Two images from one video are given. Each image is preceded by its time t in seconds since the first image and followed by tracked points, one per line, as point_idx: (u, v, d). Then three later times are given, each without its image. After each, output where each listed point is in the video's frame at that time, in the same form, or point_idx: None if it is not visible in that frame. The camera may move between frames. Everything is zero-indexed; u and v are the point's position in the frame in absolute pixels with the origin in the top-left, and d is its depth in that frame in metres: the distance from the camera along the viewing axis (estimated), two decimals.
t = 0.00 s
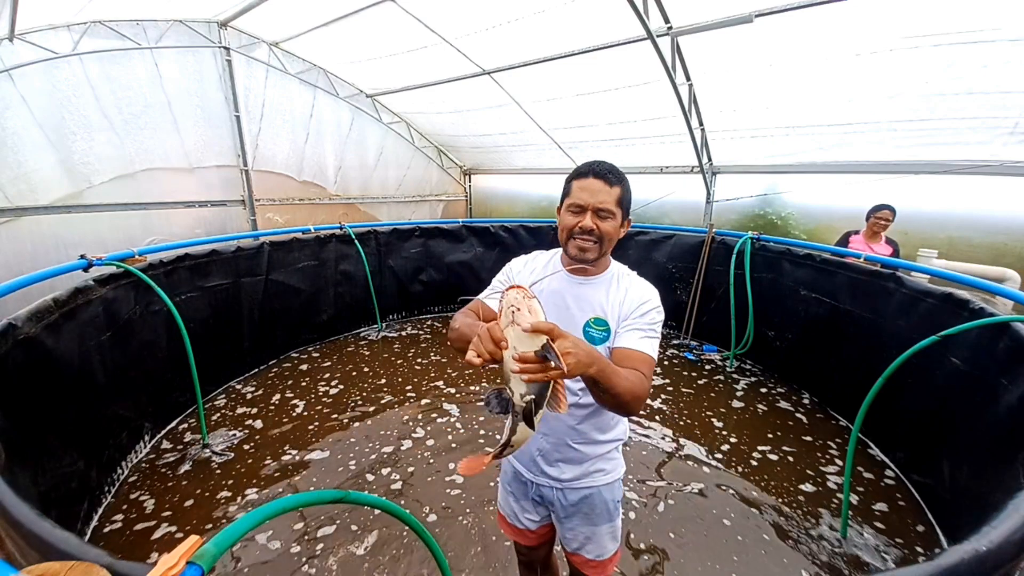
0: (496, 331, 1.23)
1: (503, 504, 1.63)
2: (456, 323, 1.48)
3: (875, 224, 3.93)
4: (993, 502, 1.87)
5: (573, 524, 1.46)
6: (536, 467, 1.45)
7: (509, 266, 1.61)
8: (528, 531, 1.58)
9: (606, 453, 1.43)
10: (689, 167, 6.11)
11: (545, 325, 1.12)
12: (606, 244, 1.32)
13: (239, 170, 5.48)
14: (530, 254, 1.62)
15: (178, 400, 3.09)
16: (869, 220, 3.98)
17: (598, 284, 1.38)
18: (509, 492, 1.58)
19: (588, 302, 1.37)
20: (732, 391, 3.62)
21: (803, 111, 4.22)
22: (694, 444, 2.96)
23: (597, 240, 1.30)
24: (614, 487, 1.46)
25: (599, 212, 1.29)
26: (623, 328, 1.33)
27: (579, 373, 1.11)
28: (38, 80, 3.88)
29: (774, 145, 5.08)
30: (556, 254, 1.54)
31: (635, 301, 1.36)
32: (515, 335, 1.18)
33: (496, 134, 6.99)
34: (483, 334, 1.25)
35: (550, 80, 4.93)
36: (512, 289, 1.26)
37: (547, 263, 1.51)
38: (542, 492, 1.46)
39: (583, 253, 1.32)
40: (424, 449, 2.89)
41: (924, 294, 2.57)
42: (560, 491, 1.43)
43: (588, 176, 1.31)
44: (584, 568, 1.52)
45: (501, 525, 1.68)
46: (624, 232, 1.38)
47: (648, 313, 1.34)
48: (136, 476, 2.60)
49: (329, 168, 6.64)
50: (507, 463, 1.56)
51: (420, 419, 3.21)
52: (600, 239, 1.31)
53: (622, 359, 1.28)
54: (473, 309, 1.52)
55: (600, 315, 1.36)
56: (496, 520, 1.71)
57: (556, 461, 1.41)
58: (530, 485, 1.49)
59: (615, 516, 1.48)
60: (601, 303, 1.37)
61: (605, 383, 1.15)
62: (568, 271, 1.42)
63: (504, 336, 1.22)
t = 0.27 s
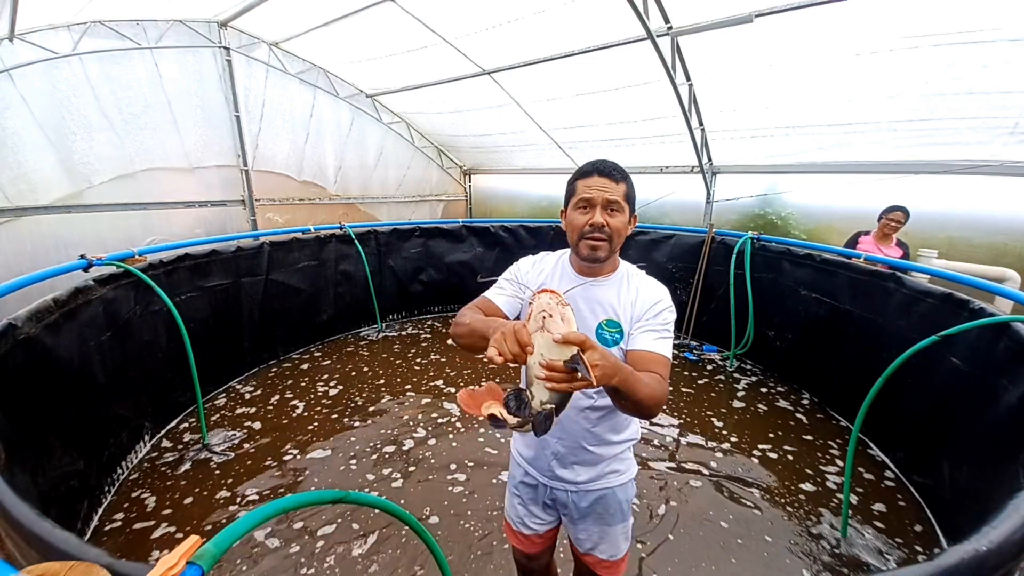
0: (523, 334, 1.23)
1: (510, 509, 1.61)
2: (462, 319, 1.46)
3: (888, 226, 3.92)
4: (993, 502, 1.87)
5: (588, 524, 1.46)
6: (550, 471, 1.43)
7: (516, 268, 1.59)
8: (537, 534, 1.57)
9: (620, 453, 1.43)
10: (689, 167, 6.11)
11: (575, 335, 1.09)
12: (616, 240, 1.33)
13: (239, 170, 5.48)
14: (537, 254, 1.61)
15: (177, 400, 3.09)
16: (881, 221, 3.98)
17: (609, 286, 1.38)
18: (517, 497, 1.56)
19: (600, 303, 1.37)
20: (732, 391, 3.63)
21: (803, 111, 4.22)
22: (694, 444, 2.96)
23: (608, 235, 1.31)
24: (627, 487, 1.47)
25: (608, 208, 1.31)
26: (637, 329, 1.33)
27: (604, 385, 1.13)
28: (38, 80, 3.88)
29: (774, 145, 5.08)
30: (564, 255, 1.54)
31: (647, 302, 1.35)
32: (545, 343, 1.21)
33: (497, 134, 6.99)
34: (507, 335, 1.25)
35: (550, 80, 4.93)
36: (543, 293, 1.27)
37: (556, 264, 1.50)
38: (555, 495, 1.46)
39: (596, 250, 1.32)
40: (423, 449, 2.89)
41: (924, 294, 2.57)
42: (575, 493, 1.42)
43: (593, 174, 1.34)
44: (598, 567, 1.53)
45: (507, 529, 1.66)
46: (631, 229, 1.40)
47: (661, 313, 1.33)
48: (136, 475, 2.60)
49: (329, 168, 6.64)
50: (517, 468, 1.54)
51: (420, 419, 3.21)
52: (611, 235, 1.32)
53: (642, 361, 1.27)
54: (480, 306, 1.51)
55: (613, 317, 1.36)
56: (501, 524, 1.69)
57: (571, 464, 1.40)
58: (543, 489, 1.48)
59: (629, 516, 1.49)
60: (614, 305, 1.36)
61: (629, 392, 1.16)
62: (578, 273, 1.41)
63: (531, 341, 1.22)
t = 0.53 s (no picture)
0: (535, 338, 1.19)
1: (512, 513, 1.59)
2: (464, 317, 1.45)
3: (899, 227, 3.89)
4: (992, 502, 1.87)
5: (594, 526, 1.47)
6: (557, 475, 1.42)
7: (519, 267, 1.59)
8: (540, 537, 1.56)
9: (626, 453, 1.45)
10: (689, 167, 6.11)
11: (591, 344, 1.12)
12: (621, 239, 1.33)
13: (239, 170, 5.47)
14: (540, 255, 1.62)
15: (177, 400, 3.09)
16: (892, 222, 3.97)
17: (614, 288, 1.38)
18: (521, 501, 1.54)
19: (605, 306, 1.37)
20: (732, 391, 3.63)
21: (803, 111, 4.22)
22: (694, 444, 2.96)
23: (613, 233, 1.31)
24: (632, 488, 1.48)
25: (612, 207, 1.31)
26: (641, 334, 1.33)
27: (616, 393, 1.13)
28: (39, 80, 3.88)
29: (774, 145, 5.08)
30: (568, 255, 1.54)
31: (654, 304, 1.35)
32: (558, 349, 1.19)
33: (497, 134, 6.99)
34: (518, 338, 1.21)
35: (550, 80, 4.93)
36: (560, 299, 1.26)
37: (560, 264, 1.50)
38: (562, 499, 1.45)
39: (601, 250, 1.32)
40: (422, 448, 2.89)
41: (924, 294, 2.57)
42: (582, 496, 1.42)
43: (596, 174, 1.34)
44: (603, 567, 1.54)
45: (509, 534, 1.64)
46: (637, 227, 1.40)
47: (668, 314, 1.35)
48: (135, 475, 2.60)
49: (329, 168, 6.64)
50: (521, 472, 1.51)
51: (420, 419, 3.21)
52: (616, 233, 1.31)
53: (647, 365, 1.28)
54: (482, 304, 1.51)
55: (619, 320, 1.36)
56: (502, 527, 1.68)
57: (579, 467, 1.40)
58: (549, 493, 1.46)
59: (634, 516, 1.50)
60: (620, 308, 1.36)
61: (639, 399, 1.16)
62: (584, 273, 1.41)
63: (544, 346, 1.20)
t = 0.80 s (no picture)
0: (531, 334, 1.16)
1: (506, 513, 1.59)
2: (453, 319, 1.43)
3: (904, 227, 3.90)
4: (992, 502, 1.87)
5: (586, 527, 1.47)
6: (549, 477, 1.42)
7: (506, 269, 1.59)
8: (534, 537, 1.57)
9: (619, 455, 1.44)
10: (689, 167, 6.11)
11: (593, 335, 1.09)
12: (610, 242, 1.34)
13: (239, 170, 5.47)
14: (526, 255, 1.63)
15: (177, 400, 3.09)
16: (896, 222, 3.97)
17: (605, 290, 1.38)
18: (514, 502, 1.55)
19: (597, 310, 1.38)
20: (732, 391, 3.62)
21: (803, 111, 4.22)
22: (693, 444, 2.96)
23: (601, 238, 1.31)
24: (625, 489, 1.48)
25: (599, 210, 1.31)
26: (635, 336, 1.34)
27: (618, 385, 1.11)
28: (38, 80, 3.88)
29: (774, 145, 5.08)
30: (558, 256, 1.54)
31: (646, 304, 1.36)
32: (556, 343, 1.18)
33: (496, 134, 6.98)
34: (514, 334, 1.19)
35: (550, 80, 4.93)
36: (555, 291, 1.25)
37: (549, 264, 1.50)
38: (554, 500, 1.45)
39: (589, 254, 1.33)
40: (422, 448, 2.90)
41: (924, 294, 2.57)
42: (574, 498, 1.42)
43: (583, 176, 1.33)
44: (595, 568, 1.54)
45: (503, 534, 1.65)
46: (626, 228, 1.40)
47: (660, 314, 1.35)
48: (136, 475, 2.60)
49: (329, 168, 6.64)
50: (514, 474, 1.52)
51: (420, 419, 3.21)
52: (604, 237, 1.32)
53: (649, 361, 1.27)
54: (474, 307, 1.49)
55: (612, 323, 1.37)
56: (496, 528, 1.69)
57: (571, 469, 1.40)
58: (541, 494, 1.47)
59: (626, 516, 1.50)
60: (612, 310, 1.37)
61: (640, 393, 1.15)
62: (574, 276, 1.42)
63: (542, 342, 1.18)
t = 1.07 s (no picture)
0: (533, 316, 1.12)
1: (500, 523, 1.57)
2: (446, 329, 1.38)
3: (904, 228, 3.90)
4: (992, 502, 1.87)
5: (583, 530, 1.47)
6: (545, 483, 1.42)
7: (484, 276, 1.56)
8: (529, 543, 1.56)
9: (613, 455, 1.46)
10: (689, 167, 6.11)
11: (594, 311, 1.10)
12: (580, 240, 1.36)
13: (239, 171, 5.47)
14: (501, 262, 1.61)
15: (178, 400, 3.09)
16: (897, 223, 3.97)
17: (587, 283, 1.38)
18: (508, 511, 1.52)
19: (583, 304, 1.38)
20: (732, 391, 3.62)
21: (803, 111, 4.22)
22: (693, 444, 2.96)
23: (571, 236, 1.34)
24: (620, 489, 1.49)
25: (566, 210, 1.32)
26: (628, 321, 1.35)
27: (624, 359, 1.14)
28: (38, 80, 3.88)
29: (774, 145, 5.08)
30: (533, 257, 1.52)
31: (627, 290, 1.39)
32: (557, 323, 1.16)
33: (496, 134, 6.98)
34: (514, 320, 1.15)
35: (550, 80, 4.93)
36: (550, 269, 1.24)
37: (527, 265, 1.49)
38: (551, 506, 1.44)
39: (562, 254, 1.36)
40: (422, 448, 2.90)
41: (924, 294, 2.57)
42: (570, 502, 1.42)
43: (547, 177, 1.33)
44: (592, 572, 1.54)
45: (496, 544, 1.63)
46: (595, 223, 1.42)
47: (642, 296, 1.38)
48: (136, 475, 2.60)
49: (329, 168, 6.64)
50: (507, 483, 1.50)
51: (421, 419, 3.22)
52: (573, 236, 1.34)
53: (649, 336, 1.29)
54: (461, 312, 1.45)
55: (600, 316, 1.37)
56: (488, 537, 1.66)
57: (566, 474, 1.39)
58: (537, 502, 1.45)
59: (622, 517, 1.51)
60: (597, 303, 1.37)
61: (646, 365, 1.18)
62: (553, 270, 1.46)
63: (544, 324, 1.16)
